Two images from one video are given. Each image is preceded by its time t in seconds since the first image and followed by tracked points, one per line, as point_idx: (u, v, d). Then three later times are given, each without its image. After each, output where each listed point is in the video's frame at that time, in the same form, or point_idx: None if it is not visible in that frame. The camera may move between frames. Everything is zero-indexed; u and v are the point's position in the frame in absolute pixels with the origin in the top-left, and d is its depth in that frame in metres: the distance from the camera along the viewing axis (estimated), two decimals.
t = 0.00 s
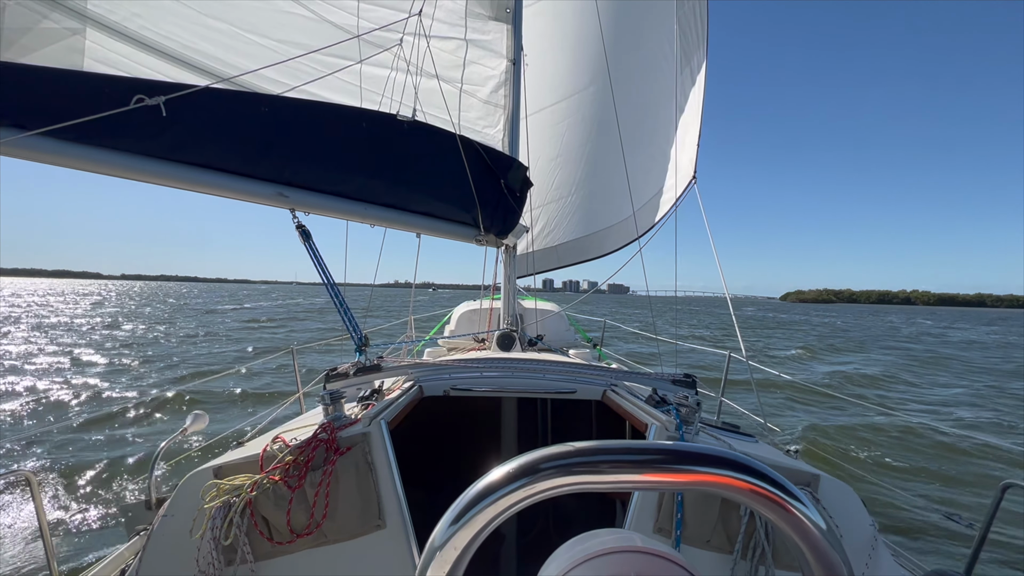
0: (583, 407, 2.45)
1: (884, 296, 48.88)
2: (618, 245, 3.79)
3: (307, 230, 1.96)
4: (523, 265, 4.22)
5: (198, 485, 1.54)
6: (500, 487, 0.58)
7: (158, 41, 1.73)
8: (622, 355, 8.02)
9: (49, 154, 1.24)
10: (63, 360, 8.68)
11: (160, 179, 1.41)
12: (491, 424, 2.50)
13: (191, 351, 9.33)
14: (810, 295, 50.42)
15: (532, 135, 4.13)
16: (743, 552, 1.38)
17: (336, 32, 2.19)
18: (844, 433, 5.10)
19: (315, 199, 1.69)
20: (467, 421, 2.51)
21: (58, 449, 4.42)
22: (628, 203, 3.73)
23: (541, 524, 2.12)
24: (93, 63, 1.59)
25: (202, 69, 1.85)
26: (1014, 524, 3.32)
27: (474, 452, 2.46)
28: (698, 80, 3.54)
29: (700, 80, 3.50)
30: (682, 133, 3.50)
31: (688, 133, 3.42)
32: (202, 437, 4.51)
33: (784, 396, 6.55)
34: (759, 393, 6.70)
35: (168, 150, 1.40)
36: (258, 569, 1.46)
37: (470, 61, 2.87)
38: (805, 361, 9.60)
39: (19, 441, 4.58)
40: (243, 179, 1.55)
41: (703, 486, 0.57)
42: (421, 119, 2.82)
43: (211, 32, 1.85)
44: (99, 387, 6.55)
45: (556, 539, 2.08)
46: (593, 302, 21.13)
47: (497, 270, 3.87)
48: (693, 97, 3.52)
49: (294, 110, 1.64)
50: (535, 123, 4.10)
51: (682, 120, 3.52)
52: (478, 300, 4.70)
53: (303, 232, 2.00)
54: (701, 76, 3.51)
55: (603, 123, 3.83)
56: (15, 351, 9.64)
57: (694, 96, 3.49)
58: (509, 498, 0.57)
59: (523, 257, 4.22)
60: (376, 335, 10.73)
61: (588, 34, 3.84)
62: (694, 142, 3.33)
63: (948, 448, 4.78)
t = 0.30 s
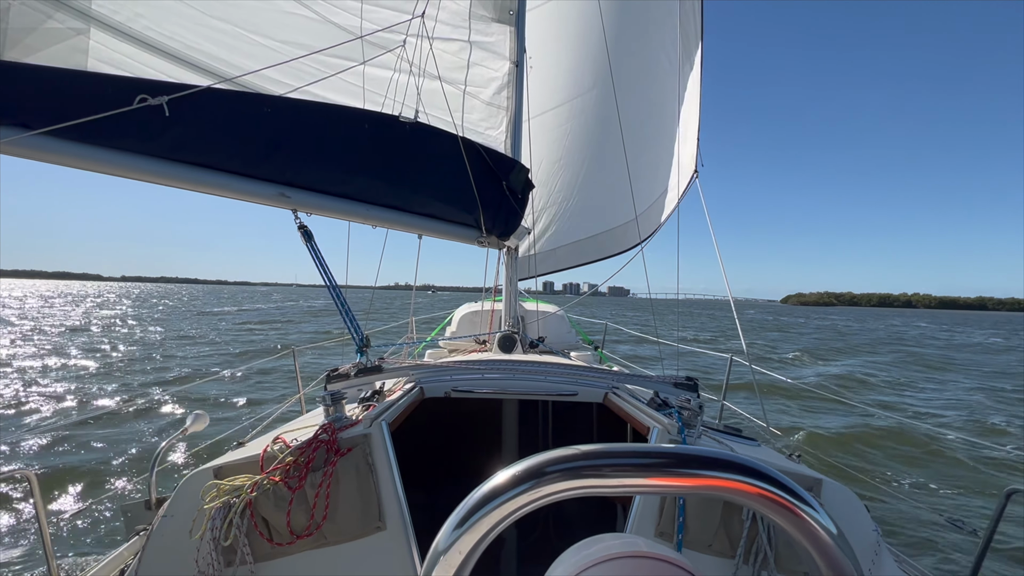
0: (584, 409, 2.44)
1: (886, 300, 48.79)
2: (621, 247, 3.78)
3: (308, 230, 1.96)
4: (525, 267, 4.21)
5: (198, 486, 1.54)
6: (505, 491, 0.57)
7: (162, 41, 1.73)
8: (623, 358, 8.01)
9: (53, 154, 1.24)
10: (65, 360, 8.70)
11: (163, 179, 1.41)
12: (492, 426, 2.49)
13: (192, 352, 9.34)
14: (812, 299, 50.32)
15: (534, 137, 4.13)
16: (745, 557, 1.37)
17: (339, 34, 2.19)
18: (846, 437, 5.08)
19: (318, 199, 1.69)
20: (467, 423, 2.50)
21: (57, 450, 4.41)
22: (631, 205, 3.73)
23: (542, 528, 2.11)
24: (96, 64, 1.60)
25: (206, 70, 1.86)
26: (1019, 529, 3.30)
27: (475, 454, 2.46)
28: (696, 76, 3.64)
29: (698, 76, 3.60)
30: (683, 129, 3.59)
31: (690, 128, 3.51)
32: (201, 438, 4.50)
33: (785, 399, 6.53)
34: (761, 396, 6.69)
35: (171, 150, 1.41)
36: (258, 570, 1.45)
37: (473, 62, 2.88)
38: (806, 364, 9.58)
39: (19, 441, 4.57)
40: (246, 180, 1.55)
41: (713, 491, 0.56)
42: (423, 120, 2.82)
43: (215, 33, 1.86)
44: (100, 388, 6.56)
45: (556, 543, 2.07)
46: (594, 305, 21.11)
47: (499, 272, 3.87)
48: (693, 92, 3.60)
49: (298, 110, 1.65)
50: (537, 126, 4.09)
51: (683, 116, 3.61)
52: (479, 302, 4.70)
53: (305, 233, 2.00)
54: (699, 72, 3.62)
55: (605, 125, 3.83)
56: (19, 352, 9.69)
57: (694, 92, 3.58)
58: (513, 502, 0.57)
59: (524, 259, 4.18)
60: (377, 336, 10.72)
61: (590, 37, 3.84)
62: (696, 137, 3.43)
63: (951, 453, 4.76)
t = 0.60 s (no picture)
0: (584, 412, 2.42)
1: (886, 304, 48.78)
2: (622, 249, 3.76)
3: (309, 228, 1.94)
4: (526, 269, 4.19)
5: (194, 486, 1.52)
6: (511, 501, 0.55)
7: (163, 37, 1.72)
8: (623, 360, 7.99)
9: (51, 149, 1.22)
10: (65, 361, 8.70)
11: (163, 175, 1.39)
12: (491, 428, 2.47)
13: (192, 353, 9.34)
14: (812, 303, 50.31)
15: (535, 138, 4.12)
16: (749, 563, 1.35)
17: (342, 32, 2.17)
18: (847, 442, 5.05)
19: (319, 198, 1.67)
20: (466, 425, 2.47)
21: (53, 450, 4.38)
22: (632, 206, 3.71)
23: (541, 532, 2.08)
24: (98, 60, 1.57)
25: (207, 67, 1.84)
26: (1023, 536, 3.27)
27: (474, 456, 2.44)
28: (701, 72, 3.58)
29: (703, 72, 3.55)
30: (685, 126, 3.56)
31: (693, 127, 3.49)
32: (199, 438, 4.48)
33: (786, 402, 6.51)
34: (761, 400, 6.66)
35: (172, 146, 1.39)
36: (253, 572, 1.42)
37: (476, 61, 2.87)
38: (806, 367, 9.56)
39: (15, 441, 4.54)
40: (246, 177, 1.53)
41: (732, 502, 0.54)
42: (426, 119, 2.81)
43: (217, 29, 1.84)
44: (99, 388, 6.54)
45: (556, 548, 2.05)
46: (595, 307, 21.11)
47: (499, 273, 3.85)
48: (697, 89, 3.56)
49: (300, 107, 1.63)
50: (538, 126, 4.08)
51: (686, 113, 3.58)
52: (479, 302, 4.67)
53: (305, 231, 1.98)
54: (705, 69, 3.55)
55: (607, 126, 3.81)
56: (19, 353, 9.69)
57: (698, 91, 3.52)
58: (519, 513, 0.54)
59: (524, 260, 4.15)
60: (377, 337, 10.70)
61: (593, 37, 3.83)
62: (699, 136, 3.41)
63: (953, 460, 4.73)
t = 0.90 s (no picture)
0: (581, 416, 2.38)
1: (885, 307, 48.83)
2: (622, 252, 3.73)
3: (303, 227, 1.91)
4: (524, 271, 4.16)
5: (179, 490, 1.48)
6: (494, 535, 0.51)
7: (156, 31, 1.69)
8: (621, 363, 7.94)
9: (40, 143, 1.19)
10: (62, 362, 8.66)
11: (155, 171, 1.36)
12: (486, 433, 2.44)
13: (190, 354, 9.30)
14: (811, 306, 50.35)
15: (535, 139, 4.09)
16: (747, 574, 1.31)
17: (339, 29, 2.14)
18: (847, 447, 5.01)
19: (314, 196, 1.64)
20: (461, 429, 2.44)
21: (47, 452, 4.34)
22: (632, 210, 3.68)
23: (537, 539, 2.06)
24: (92, 54, 1.55)
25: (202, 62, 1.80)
26: None
27: (469, 462, 2.40)
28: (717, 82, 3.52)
29: (719, 81, 3.48)
30: (698, 135, 3.49)
31: (705, 134, 3.41)
32: (193, 439, 4.44)
33: (784, 405, 6.48)
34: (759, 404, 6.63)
35: (165, 142, 1.35)
36: None
37: (475, 61, 2.83)
38: (804, 369, 9.54)
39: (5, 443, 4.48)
40: (240, 175, 1.50)
41: (737, 539, 0.51)
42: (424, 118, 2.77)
43: (212, 25, 1.81)
44: (92, 390, 6.47)
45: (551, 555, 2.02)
46: (593, 308, 21.08)
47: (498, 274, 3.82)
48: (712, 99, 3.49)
49: (297, 103, 1.59)
50: (539, 128, 4.05)
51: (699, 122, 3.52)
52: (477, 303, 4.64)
53: (300, 230, 1.94)
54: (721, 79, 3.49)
55: (608, 128, 3.78)
56: (16, 354, 9.65)
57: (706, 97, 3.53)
58: (501, 549, 0.51)
59: (523, 262, 4.11)
60: (374, 338, 10.67)
61: (595, 38, 3.80)
62: (710, 142, 3.33)
63: (953, 466, 4.70)
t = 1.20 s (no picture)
0: (578, 418, 2.37)
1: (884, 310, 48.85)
2: (622, 255, 3.73)
3: (301, 226, 1.91)
4: (523, 272, 4.16)
5: (173, 489, 1.48)
6: (482, 542, 0.51)
7: (155, 28, 1.68)
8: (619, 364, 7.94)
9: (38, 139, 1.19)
10: (62, 361, 8.67)
11: (152, 169, 1.35)
12: (483, 434, 2.43)
13: (189, 353, 9.29)
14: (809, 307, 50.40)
15: (535, 140, 4.08)
16: None
17: (339, 27, 2.14)
18: (845, 449, 5.00)
19: (313, 194, 1.63)
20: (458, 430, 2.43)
21: (44, 450, 4.33)
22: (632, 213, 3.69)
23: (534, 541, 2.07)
24: (88, 49, 1.54)
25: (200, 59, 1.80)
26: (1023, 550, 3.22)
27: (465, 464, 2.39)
28: (722, 89, 3.55)
29: (724, 88, 3.52)
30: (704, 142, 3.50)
31: (711, 141, 3.41)
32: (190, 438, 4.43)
33: (782, 406, 6.47)
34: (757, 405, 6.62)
35: (163, 139, 1.35)
36: None
37: (476, 61, 2.83)
38: (802, 369, 9.53)
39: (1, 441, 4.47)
40: (238, 173, 1.49)
41: (732, 549, 0.50)
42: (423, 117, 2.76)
43: (211, 22, 1.80)
44: (88, 389, 6.44)
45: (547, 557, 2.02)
46: (592, 309, 21.07)
47: (497, 275, 3.82)
48: (717, 106, 3.53)
49: (296, 102, 1.59)
50: (539, 129, 4.04)
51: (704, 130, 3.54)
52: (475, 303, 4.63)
53: (298, 228, 1.93)
54: (727, 86, 3.53)
55: (608, 129, 3.77)
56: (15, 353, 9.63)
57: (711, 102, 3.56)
58: (489, 557, 0.50)
59: (523, 262, 4.10)
60: (372, 337, 10.66)
61: (596, 40, 3.80)
62: (716, 150, 3.34)
63: (951, 470, 4.69)
